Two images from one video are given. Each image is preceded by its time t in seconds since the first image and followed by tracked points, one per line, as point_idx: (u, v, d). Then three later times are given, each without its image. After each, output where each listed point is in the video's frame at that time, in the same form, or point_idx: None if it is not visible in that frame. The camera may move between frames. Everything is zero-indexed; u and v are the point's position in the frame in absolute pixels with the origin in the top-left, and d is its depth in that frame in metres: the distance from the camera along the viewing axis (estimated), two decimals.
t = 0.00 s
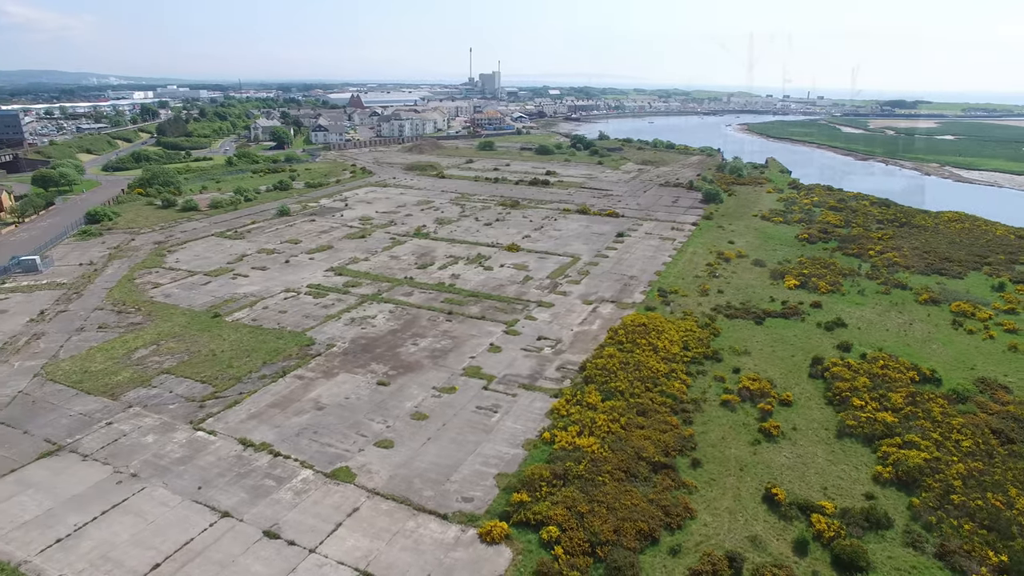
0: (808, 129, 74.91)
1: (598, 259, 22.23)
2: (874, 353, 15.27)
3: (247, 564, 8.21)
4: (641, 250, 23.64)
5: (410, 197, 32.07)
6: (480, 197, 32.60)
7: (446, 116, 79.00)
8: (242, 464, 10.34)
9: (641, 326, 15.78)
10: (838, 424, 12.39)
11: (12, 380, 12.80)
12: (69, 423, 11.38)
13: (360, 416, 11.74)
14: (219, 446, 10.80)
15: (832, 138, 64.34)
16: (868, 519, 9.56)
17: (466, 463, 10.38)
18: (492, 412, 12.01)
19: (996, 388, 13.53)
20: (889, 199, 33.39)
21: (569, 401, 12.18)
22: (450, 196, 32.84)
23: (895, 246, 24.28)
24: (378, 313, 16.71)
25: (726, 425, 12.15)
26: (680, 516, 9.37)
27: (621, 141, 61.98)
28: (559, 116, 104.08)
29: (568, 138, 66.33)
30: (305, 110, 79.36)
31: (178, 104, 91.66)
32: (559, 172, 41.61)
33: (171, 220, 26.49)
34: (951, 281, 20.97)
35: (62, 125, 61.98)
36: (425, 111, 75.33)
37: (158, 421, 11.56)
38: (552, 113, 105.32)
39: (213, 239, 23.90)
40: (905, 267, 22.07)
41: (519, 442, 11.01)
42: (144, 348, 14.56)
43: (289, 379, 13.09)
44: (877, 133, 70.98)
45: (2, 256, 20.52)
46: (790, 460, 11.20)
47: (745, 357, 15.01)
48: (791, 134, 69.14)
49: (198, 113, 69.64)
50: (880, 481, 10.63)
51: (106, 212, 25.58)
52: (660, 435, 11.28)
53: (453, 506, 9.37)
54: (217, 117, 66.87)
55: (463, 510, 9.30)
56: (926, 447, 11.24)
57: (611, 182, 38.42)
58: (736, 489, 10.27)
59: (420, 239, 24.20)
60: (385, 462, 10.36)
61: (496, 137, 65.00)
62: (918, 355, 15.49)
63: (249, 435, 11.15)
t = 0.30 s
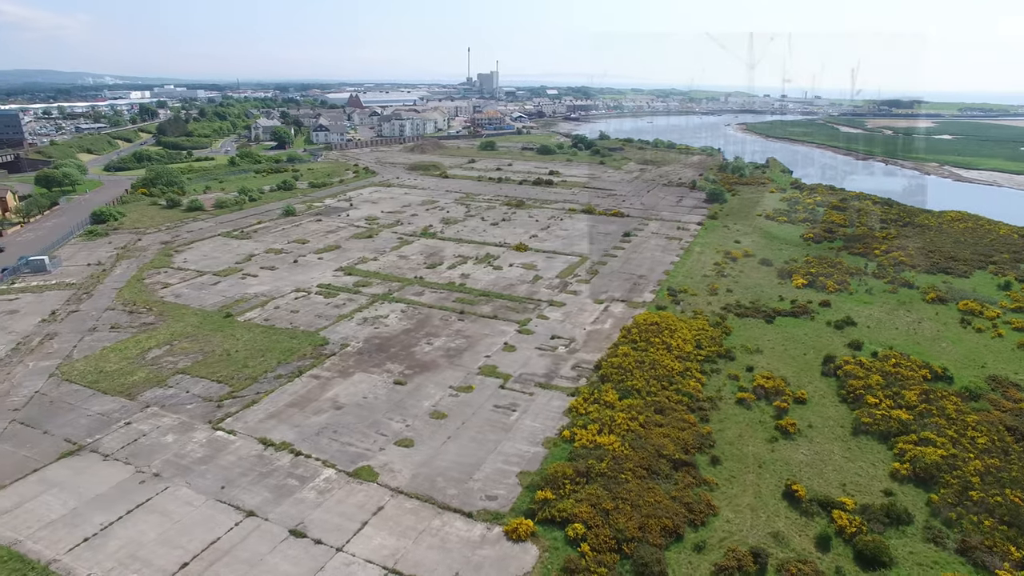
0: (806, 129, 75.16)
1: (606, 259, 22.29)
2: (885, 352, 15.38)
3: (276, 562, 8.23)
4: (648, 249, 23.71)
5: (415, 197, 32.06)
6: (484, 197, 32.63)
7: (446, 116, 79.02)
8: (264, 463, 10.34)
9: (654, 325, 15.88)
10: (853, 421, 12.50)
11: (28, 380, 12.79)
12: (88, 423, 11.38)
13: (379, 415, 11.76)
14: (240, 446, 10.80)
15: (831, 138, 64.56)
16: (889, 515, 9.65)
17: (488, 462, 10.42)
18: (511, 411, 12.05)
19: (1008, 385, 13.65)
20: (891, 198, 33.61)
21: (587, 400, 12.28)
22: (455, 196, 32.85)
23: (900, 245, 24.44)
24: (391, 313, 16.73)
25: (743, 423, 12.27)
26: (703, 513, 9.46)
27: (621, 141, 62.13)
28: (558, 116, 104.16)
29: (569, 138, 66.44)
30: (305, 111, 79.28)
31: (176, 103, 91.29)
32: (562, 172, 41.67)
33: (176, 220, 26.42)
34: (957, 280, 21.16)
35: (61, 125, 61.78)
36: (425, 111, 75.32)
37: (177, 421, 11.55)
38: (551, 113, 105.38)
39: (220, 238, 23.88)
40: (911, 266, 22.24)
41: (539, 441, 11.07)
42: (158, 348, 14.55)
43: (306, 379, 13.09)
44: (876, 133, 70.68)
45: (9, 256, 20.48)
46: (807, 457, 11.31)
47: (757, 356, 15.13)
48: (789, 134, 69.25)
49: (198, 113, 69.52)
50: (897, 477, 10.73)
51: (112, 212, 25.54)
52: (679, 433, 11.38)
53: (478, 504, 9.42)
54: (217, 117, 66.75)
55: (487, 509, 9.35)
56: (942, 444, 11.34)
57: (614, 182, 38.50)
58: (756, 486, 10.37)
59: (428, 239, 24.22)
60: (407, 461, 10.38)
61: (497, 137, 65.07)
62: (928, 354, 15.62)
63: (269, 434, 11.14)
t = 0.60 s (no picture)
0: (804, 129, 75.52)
1: (612, 258, 22.37)
2: (894, 350, 15.53)
3: (303, 562, 8.24)
4: (654, 249, 23.81)
5: (417, 197, 32.04)
6: (487, 197, 32.66)
7: (444, 116, 79.00)
8: (283, 463, 10.33)
9: (665, 323, 16.00)
10: (866, 418, 12.64)
11: (41, 381, 12.77)
12: (104, 424, 11.38)
13: (396, 414, 11.77)
14: (258, 446, 10.78)
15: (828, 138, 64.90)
16: (907, 510, 9.78)
17: (507, 460, 10.47)
18: (527, 410, 12.10)
19: (1017, 382, 13.80)
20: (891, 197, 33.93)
21: (602, 398, 12.40)
22: (457, 195, 32.85)
23: (903, 244, 24.69)
24: (401, 313, 16.73)
25: (757, 420, 12.41)
26: (724, 509, 9.60)
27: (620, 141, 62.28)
28: (555, 116, 104.33)
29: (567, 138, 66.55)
30: (302, 111, 79.03)
31: (172, 104, 90.73)
32: (562, 172, 41.75)
33: (179, 220, 26.32)
34: (960, 279, 21.43)
35: (57, 125, 61.43)
36: (423, 111, 75.25)
37: (194, 422, 11.53)
38: (548, 113, 105.47)
39: (225, 239, 23.82)
40: (914, 265, 22.49)
41: (557, 439, 11.16)
42: (169, 348, 14.51)
43: (320, 379, 13.07)
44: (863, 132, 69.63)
45: (13, 256, 20.39)
46: (822, 454, 11.45)
47: (767, 354, 15.29)
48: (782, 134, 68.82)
49: (194, 113, 69.23)
50: (912, 473, 10.86)
51: (115, 212, 25.44)
52: (695, 430, 11.51)
53: (501, 503, 9.47)
54: (214, 117, 66.50)
55: (510, 507, 9.40)
56: (955, 440, 11.47)
57: (615, 182, 38.61)
58: (774, 483, 10.51)
59: (434, 239, 24.22)
60: (427, 460, 10.40)
61: (495, 137, 65.10)
62: (936, 351, 15.79)
63: (287, 434, 11.13)
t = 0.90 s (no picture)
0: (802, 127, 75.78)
1: (619, 257, 22.43)
2: (903, 347, 15.68)
3: (330, 559, 8.27)
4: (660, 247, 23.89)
5: (421, 196, 32.02)
6: (490, 196, 32.66)
7: (443, 115, 78.91)
8: (304, 462, 10.33)
9: (676, 321, 16.10)
10: (879, 415, 12.77)
11: (55, 381, 12.78)
12: (122, 424, 11.40)
13: (414, 413, 11.79)
14: (278, 445, 10.79)
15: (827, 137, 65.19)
16: (925, 505, 9.90)
17: (528, 458, 10.53)
18: (544, 408, 12.16)
19: None
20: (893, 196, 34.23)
21: (619, 396, 12.50)
22: (460, 194, 32.83)
23: (906, 242, 24.91)
24: (412, 312, 16.73)
25: (772, 417, 12.54)
26: (745, 504, 9.71)
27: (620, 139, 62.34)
28: (553, 115, 104.30)
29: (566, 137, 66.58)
30: (300, 110, 78.77)
31: (169, 103, 90.29)
32: (564, 171, 41.78)
33: (183, 220, 26.21)
34: (964, 277, 21.69)
35: (53, 125, 61.10)
36: (422, 110, 75.11)
37: (212, 420, 11.54)
38: (545, 112, 105.45)
39: (230, 238, 23.77)
40: (918, 263, 22.73)
41: (576, 436, 11.23)
42: (182, 348, 14.50)
43: (336, 378, 13.07)
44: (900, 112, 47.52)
45: (19, 256, 20.35)
46: (838, 450, 11.58)
47: (778, 352, 15.42)
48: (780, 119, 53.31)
49: (192, 112, 68.96)
50: (928, 469, 10.98)
51: (118, 212, 25.36)
52: (713, 427, 11.62)
53: (524, 500, 9.53)
54: (212, 117, 66.26)
55: (533, 504, 9.47)
56: (969, 436, 11.60)
57: (617, 181, 38.66)
58: (793, 479, 10.63)
59: (439, 238, 24.21)
60: (448, 458, 10.44)
61: (495, 135, 65.09)
62: (944, 348, 15.95)
63: (306, 433, 11.13)
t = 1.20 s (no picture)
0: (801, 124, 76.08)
1: (625, 254, 22.52)
2: (911, 342, 15.81)
3: (357, 555, 8.29)
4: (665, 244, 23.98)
5: (424, 193, 32.02)
6: (493, 192, 32.70)
7: (441, 112, 78.78)
8: (324, 458, 10.34)
9: (686, 317, 16.20)
10: (891, 409, 12.90)
11: (69, 379, 12.78)
12: (139, 421, 11.41)
13: (431, 409, 11.82)
14: (297, 441, 10.79)
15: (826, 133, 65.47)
16: (941, 497, 10.01)
17: (547, 453, 10.59)
18: (560, 403, 12.23)
19: None
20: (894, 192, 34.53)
21: (634, 391, 12.59)
22: (463, 191, 32.84)
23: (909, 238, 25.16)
24: (422, 308, 16.75)
25: (786, 412, 12.66)
26: (765, 498, 9.81)
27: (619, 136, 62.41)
28: (550, 111, 104.23)
29: (566, 133, 66.65)
30: (298, 106, 78.52)
31: (166, 101, 90.02)
32: (565, 168, 41.84)
33: (186, 217, 26.14)
34: (967, 273, 21.94)
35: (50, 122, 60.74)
36: (421, 107, 75.03)
37: (229, 418, 11.54)
38: (543, 109, 105.40)
39: (235, 235, 23.72)
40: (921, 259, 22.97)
41: (593, 431, 11.33)
42: (194, 345, 14.49)
43: (351, 374, 13.08)
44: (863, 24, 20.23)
45: (24, 254, 20.29)
46: (853, 444, 11.70)
47: (788, 347, 15.54)
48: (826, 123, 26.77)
49: (190, 109, 68.66)
50: (942, 462, 11.11)
51: (122, 209, 25.27)
52: (728, 422, 11.73)
53: (545, 494, 9.60)
54: (210, 114, 66.00)
55: (555, 498, 9.54)
56: (982, 430, 11.73)
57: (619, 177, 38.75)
58: (809, 472, 10.75)
59: (445, 235, 24.23)
60: (468, 454, 10.48)
61: (495, 132, 65.11)
62: (951, 343, 16.11)
63: (324, 429, 11.13)
